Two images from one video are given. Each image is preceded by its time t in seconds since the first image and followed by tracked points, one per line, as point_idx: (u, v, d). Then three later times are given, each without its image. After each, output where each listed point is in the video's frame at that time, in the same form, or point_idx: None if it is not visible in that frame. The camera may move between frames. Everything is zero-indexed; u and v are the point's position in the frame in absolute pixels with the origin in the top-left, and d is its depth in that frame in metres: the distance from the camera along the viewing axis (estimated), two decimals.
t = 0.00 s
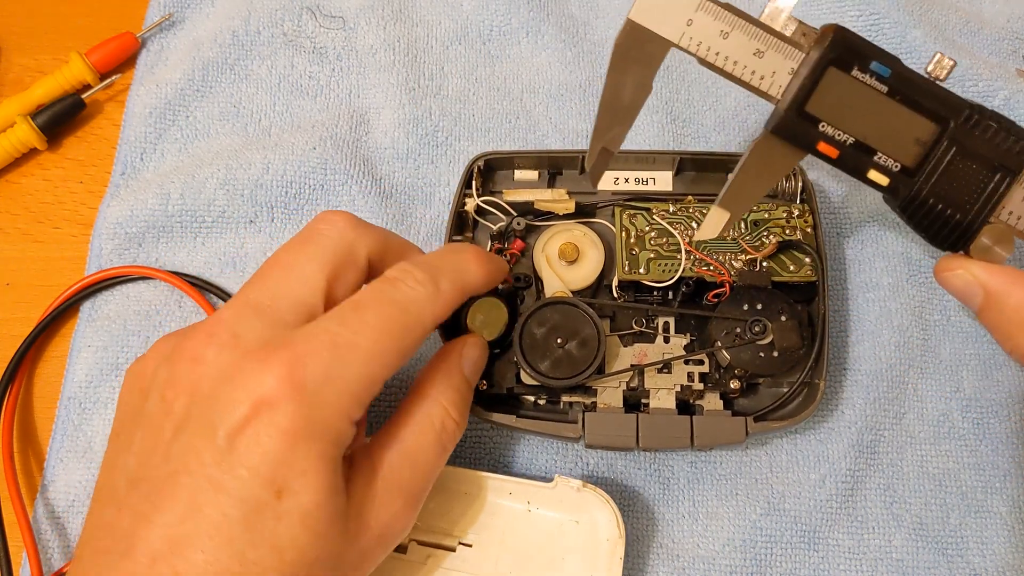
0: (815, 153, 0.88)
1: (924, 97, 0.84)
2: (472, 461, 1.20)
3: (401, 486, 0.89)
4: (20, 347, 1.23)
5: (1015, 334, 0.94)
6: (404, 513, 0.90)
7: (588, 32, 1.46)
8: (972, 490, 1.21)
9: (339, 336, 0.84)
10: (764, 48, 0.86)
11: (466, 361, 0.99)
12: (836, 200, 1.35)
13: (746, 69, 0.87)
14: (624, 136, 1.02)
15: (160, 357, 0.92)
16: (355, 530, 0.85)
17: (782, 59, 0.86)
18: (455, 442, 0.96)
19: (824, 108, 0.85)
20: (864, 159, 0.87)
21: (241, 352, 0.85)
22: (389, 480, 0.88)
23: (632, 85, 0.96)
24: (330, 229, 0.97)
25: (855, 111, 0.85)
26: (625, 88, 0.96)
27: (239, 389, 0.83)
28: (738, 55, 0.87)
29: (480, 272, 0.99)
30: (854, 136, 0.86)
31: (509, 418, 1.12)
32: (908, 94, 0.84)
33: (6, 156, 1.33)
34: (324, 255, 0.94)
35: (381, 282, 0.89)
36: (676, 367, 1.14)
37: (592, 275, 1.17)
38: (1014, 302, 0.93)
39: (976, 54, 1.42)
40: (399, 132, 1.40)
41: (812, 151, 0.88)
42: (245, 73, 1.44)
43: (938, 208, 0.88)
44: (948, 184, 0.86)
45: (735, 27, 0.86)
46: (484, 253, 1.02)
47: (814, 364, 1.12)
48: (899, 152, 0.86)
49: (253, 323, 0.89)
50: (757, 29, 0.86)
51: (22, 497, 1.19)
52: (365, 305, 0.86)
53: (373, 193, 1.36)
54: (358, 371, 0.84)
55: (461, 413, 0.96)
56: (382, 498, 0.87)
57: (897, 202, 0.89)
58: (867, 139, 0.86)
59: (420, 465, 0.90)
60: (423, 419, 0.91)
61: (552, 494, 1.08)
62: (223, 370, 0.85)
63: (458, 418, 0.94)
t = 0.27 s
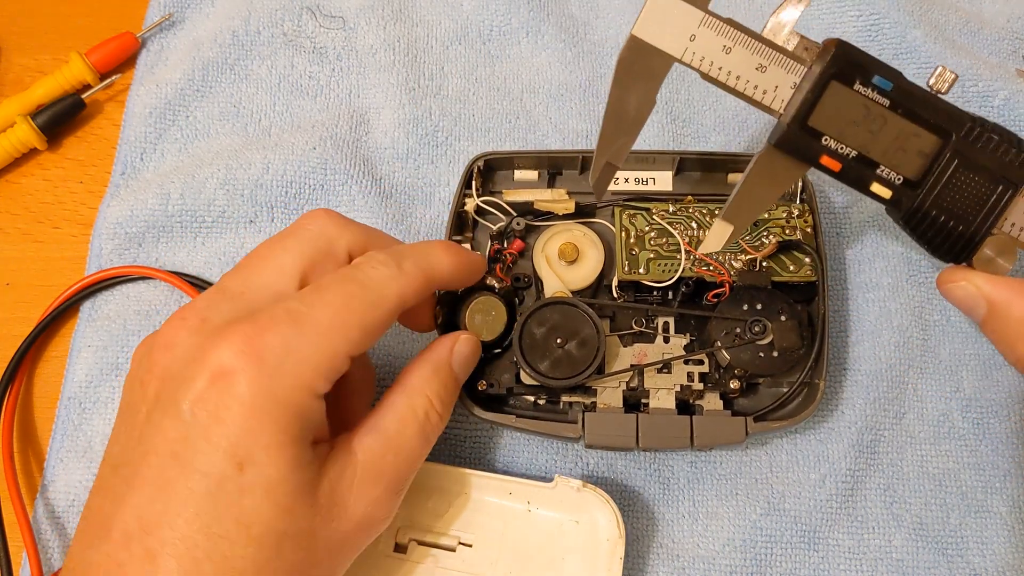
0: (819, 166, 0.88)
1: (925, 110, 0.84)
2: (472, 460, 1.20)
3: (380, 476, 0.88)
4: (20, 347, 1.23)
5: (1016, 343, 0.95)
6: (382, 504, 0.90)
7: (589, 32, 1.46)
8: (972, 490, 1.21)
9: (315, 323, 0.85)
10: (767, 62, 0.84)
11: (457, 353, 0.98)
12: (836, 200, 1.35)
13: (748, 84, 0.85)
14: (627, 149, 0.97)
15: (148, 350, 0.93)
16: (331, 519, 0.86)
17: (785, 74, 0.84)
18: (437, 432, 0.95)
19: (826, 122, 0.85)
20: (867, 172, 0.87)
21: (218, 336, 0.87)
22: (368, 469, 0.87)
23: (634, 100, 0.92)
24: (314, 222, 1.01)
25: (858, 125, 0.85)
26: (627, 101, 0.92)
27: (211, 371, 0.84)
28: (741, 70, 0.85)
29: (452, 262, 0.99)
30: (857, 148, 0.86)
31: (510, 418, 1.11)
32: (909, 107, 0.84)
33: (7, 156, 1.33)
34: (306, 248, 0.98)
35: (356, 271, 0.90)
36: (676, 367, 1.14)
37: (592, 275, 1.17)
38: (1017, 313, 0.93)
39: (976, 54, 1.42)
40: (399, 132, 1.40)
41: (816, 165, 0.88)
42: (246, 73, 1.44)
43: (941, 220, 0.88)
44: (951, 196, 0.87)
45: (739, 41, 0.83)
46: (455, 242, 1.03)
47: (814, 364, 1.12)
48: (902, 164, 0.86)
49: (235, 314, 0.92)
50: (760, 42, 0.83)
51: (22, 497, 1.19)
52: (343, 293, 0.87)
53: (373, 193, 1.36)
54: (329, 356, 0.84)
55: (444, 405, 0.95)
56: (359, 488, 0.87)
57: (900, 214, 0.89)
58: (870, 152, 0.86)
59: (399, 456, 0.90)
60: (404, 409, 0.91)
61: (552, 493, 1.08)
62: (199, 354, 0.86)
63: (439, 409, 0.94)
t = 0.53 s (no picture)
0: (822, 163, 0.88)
1: (930, 108, 0.84)
2: (472, 460, 1.20)
3: (392, 478, 0.88)
4: (20, 347, 1.23)
5: (1016, 343, 0.94)
6: (393, 506, 0.90)
7: (588, 32, 1.46)
8: (972, 490, 1.21)
9: (317, 317, 0.85)
10: (770, 58, 0.85)
11: (467, 356, 0.98)
12: (836, 200, 1.35)
13: (751, 79, 0.86)
14: (629, 146, 0.98)
15: (152, 351, 0.92)
16: (343, 521, 0.85)
17: (788, 70, 0.85)
18: (448, 434, 0.95)
19: (829, 118, 0.85)
20: (870, 169, 0.87)
21: (219, 334, 0.87)
22: (380, 471, 0.87)
23: (637, 95, 0.93)
24: (314, 219, 1.01)
25: (860, 121, 0.85)
26: (630, 97, 0.93)
27: (217, 371, 0.84)
28: (744, 65, 0.86)
29: (451, 255, 0.99)
30: (860, 146, 0.86)
31: (510, 418, 1.11)
32: (914, 105, 0.84)
33: (6, 156, 1.33)
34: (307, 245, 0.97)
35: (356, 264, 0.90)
36: (676, 367, 1.14)
37: (592, 275, 1.17)
38: (1016, 313, 0.92)
39: (975, 54, 1.42)
40: (399, 132, 1.40)
41: (818, 161, 0.88)
42: (246, 73, 1.44)
43: (943, 219, 0.88)
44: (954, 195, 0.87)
45: (742, 37, 0.84)
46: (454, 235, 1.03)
47: (814, 364, 1.12)
48: (904, 162, 0.86)
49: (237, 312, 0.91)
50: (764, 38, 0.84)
51: (22, 497, 1.19)
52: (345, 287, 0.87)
53: (373, 193, 1.36)
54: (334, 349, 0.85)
55: (456, 407, 0.95)
56: (371, 489, 0.87)
57: (902, 213, 0.89)
58: (873, 149, 0.86)
59: (410, 458, 0.89)
60: (416, 410, 0.91)
61: (552, 493, 1.08)
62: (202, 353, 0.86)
63: (452, 411, 0.94)
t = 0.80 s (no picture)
0: (851, 120, 0.87)
1: (966, 64, 0.82)
2: (471, 460, 1.20)
3: (390, 484, 0.88)
4: (20, 347, 1.23)
5: None
6: (392, 513, 0.90)
7: (589, 32, 1.46)
8: (972, 490, 1.21)
9: (306, 311, 0.87)
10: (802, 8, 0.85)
11: (471, 362, 0.98)
12: (836, 200, 1.35)
13: (781, 27, 0.88)
14: (649, 99, 0.97)
15: (145, 348, 0.92)
16: (339, 524, 0.85)
17: (820, 21, 0.84)
18: (452, 442, 0.95)
19: (862, 73, 0.83)
20: (902, 128, 0.86)
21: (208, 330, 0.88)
22: (382, 479, 0.87)
23: (662, 42, 0.92)
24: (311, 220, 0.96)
25: (894, 76, 0.83)
26: (653, 45, 0.93)
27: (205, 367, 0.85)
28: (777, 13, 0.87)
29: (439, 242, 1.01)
30: (892, 103, 0.85)
31: (510, 418, 1.12)
32: (951, 60, 0.82)
33: (6, 156, 1.33)
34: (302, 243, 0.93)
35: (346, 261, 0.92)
36: (676, 367, 1.14)
37: (591, 276, 1.17)
38: None
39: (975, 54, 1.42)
40: (399, 132, 1.40)
41: (850, 118, 0.87)
42: (246, 73, 1.44)
43: (976, 182, 0.88)
44: (987, 158, 0.86)
45: None
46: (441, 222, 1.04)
47: (814, 364, 1.12)
48: (938, 122, 0.85)
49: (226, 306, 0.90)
50: None
51: (22, 497, 1.19)
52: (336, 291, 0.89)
53: (373, 193, 1.36)
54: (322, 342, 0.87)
55: (460, 416, 0.95)
56: (373, 497, 0.87)
57: (933, 174, 0.89)
58: (906, 107, 0.85)
59: (413, 465, 0.89)
60: (421, 417, 0.90)
61: (551, 493, 1.08)
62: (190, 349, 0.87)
63: (457, 419, 0.94)
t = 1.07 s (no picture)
0: (853, 105, 0.88)
1: (974, 48, 0.82)
2: (471, 460, 1.20)
3: (394, 484, 0.87)
4: (20, 347, 1.23)
5: None
6: (399, 514, 0.89)
7: (588, 32, 1.46)
8: (972, 490, 1.21)
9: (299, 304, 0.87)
10: None
11: (477, 364, 0.98)
12: (836, 200, 1.35)
13: (785, 11, 0.85)
14: (648, 79, 0.96)
15: (146, 349, 0.93)
16: (341, 523, 0.85)
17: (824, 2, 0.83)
18: (461, 444, 0.94)
19: (866, 56, 0.83)
20: (906, 114, 0.87)
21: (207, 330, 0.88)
22: (389, 480, 0.87)
23: (661, 23, 0.93)
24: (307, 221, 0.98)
25: (899, 60, 0.83)
26: (654, 22, 0.93)
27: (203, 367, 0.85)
28: None
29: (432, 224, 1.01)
30: (896, 87, 0.85)
31: (510, 418, 1.11)
32: (958, 43, 0.82)
33: (6, 156, 1.33)
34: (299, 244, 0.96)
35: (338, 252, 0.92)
36: (676, 367, 1.14)
37: (591, 276, 1.17)
38: None
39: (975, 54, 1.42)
40: (399, 132, 1.40)
41: (852, 102, 0.87)
42: (246, 73, 1.44)
43: (980, 170, 0.89)
44: (991, 147, 0.87)
45: None
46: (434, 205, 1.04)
47: (814, 364, 1.12)
48: (943, 108, 0.86)
49: (225, 305, 0.92)
50: None
51: (22, 497, 1.19)
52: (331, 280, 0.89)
53: (373, 193, 1.36)
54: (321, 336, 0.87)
55: (468, 418, 0.94)
56: (379, 498, 0.87)
57: (938, 161, 0.90)
58: (909, 92, 0.85)
59: (421, 467, 0.89)
60: (428, 418, 0.90)
61: (551, 493, 1.08)
62: (189, 349, 0.88)
63: (465, 421, 0.93)
